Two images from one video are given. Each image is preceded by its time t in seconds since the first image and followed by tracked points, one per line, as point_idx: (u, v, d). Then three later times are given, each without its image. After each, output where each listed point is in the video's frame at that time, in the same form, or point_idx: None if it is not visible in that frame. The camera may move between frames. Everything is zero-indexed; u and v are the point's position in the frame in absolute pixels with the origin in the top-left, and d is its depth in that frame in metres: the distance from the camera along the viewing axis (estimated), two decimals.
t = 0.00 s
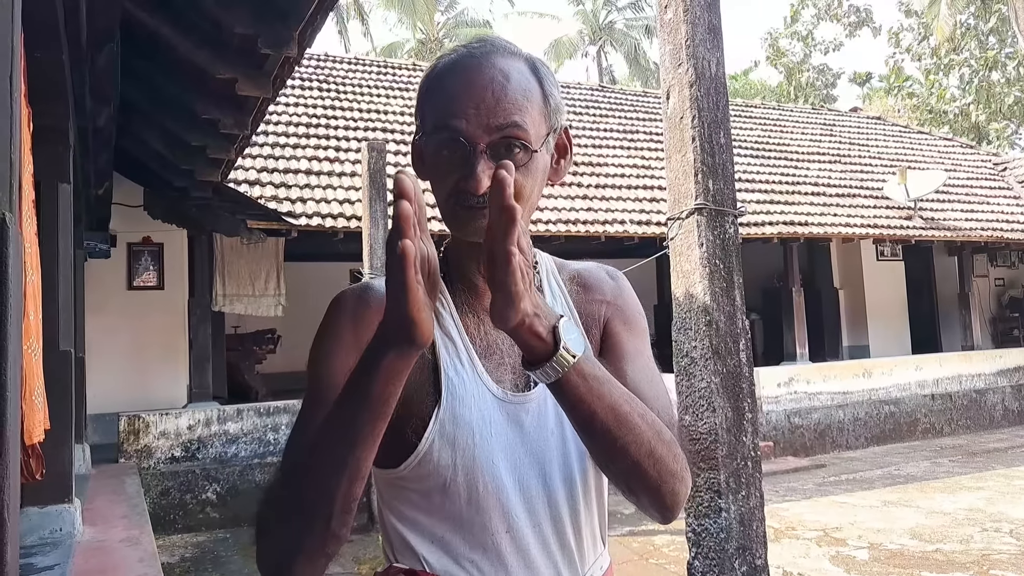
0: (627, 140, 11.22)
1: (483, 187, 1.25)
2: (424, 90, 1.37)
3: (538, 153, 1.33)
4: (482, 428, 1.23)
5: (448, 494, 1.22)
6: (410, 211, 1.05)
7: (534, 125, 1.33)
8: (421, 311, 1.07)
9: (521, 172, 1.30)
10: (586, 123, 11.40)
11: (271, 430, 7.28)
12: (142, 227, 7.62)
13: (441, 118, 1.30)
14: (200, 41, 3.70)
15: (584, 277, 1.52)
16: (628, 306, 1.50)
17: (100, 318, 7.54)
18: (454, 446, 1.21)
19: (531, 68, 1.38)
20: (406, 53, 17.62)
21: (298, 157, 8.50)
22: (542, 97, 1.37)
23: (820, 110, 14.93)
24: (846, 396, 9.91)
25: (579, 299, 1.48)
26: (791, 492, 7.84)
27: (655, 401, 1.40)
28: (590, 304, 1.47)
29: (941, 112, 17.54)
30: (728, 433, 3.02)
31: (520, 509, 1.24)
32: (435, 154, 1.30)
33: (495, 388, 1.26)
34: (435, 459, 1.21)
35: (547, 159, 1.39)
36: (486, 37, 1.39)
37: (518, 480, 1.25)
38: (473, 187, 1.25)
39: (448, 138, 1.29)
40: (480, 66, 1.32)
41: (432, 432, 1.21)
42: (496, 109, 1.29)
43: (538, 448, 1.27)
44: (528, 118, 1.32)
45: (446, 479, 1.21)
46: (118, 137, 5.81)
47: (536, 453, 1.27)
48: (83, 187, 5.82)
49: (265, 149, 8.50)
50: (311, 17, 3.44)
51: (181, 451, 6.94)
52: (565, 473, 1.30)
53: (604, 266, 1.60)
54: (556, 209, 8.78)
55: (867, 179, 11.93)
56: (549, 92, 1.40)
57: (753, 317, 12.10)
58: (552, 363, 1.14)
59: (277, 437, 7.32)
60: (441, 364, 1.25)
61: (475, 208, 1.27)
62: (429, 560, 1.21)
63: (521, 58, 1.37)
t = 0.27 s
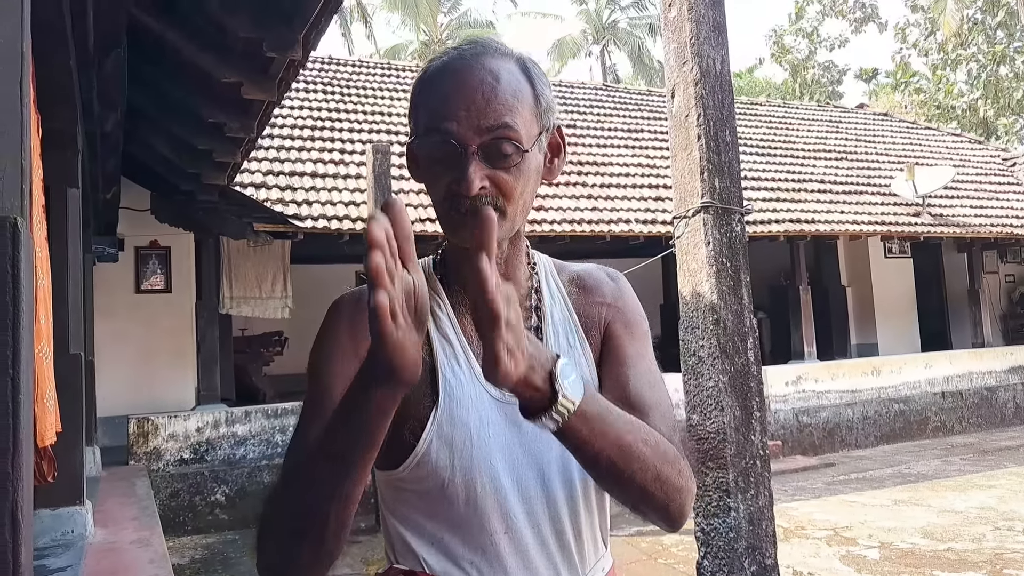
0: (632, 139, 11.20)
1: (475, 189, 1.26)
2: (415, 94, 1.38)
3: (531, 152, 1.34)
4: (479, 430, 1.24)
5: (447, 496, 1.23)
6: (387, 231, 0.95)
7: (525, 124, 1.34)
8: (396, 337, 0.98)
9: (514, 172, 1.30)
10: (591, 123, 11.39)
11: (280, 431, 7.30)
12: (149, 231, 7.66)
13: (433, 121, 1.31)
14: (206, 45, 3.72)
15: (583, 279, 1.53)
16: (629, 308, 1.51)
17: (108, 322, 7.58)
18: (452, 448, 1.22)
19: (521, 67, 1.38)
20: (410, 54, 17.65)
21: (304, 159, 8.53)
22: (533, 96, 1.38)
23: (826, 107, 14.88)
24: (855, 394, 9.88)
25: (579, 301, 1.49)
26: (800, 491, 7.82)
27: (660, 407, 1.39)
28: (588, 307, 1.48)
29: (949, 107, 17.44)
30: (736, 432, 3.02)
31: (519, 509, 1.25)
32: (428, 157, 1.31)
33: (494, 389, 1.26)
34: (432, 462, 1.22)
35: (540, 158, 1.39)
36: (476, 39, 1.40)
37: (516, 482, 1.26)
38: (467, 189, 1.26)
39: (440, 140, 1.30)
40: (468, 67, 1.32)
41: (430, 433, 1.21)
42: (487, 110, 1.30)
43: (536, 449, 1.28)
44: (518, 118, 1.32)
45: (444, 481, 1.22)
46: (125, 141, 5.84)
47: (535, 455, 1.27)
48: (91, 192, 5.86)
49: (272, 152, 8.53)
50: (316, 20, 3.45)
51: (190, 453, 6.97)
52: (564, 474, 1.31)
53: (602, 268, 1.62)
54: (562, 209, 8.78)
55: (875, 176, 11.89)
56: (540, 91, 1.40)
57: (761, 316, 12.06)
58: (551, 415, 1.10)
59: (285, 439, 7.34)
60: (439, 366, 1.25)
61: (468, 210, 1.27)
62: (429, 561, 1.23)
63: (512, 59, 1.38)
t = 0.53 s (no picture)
0: (637, 139, 11.19)
1: (465, 191, 1.29)
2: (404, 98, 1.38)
3: (520, 152, 1.35)
4: (475, 433, 1.24)
5: (443, 500, 1.23)
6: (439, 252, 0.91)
7: (514, 125, 1.35)
8: (430, 341, 0.94)
9: (504, 173, 1.32)
10: (595, 123, 11.39)
11: (286, 433, 7.31)
12: (155, 233, 7.69)
13: (420, 125, 1.32)
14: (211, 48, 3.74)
15: (581, 289, 1.57)
16: (632, 327, 1.56)
17: (115, 323, 7.61)
18: (448, 450, 1.23)
19: (508, 67, 1.39)
20: (415, 56, 17.68)
21: (309, 161, 8.55)
22: (520, 96, 1.39)
23: (831, 106, 14.84)
24: (861, 394, 9.84)
25: (576, 308, 1.52)
26: (806, 491, 7.79)
27: (674, 437, 1.50)
28: (588, 316, 1.52)
29: (954, 106, 17.38)
30: (742, 433, 3.01)
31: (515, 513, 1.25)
32: (418, 161, 1.32)
33: (488, 391, 1.28)
34: (427, 466, 1.22)
35: (530, 157, 1.41)
36: (461, 41, 1.41)
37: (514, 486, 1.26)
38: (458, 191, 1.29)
39: (429, 144, 1.31)
40: (455, 68, 1.33)
41: (425, 437, 1.22)
42: (474, 112, 1.31)
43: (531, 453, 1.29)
44: (507, 119, 1.34)
45: (440, 484, 1.22)
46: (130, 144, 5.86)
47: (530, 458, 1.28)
48: (98, 194, 5.88)
49: (277, 153, 8.55)
50: (321, 22, 3.46)
51: (196, 454, 6.97)
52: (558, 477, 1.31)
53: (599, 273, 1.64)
54: (567, 209, 8.77)
55: (880, 175, 11.85)
56: (527, 90, 1.42)
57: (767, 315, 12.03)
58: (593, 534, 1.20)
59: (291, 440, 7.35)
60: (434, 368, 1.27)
61: (460, 213, 1.31)
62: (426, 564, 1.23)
63: (499, 60, 1.39)
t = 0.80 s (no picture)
0: (640, 140, 11.18)
1: (457, 203, 1.29)
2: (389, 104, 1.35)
3: (509, 162, 1.34)
4: (472, 435, 1.25)
5: (441, 503, 1.23)
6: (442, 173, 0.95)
7: (504, 134, 1.35)
8: (435, 268, 0.97)
9: (496, 183, 1.32)
10: (598, 123, 11.39)
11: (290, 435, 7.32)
12: (159, 235, 7.70)
13: (407, 133, 1.29)
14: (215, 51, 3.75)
15: (576, 291, 1.56)
16: (630, 336, 1.58)
17: (120, 326, 7.63)
18: (446, 452, 1.23)
19: (496, 73, 1.39)
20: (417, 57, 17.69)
21: (312, 162, 8.56)
22: (510, 103, 1.39)
23: (834, 105, 14.82)
24: (866, 393, 9.82)
25: (572, 312, 1.52)
26: (811, 490, 7.77)
27: (665, 443, 1.58)
28: (583, 320, 1.52)
29: (958, 104, 17.34)
30: (747, 432, 3.00)
31: (512, 513, 1.26)
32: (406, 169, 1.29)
33: (487, 393, 1.28)
34: (426, 468, 1.22)
35: (520, 165, 1.40)
36: (449, 47, 1.39)
37: (512, 488, 1.27)
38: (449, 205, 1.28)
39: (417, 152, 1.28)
40: (444, 77, 1.32)
41: (424, 439, 1.22)
42: (464, 122, 1.30)
43: (529, 455, 1.29)
44: (498, 128, 1.33)
45: (438, 487, 1.22)
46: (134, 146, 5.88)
47: (528, 458, 1.29)
48: (102, 197, 5.90)
49: (280, 155, 8.56)
50: (323, 24, 3.46)
51: (201, 456, 6.98)
52: (553, 477, 1.31)
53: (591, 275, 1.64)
54: (571, 210, 8.77)
55: (884, 174, 11.82)
56: (517, 95, 1.41)
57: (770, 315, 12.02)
58: None
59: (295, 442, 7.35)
60: (432, 370, 1.27)
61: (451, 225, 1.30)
62: (424, 567, 1.22)
63: (486, 65, 1.38)
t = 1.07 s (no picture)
0: (643, 140, 11.17)
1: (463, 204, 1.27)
2: (395, 105, 1.34)
3: (515, 163, 1.34)
4: (475, 439, 1.24)
5: (443, 504, 1.22)
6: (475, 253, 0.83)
7: (510, 136, 1.35)
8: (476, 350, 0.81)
9: (501, 183, 1.31)
10: (602, 124, 11.39)
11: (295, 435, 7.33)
12: (163, 236, 7.71)
13: (414, 134, 1.29)
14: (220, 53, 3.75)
15: (574, 297, 1.57)
16: (625, 346, 1.59)
17: (124, 326, 7.65)
18: (448, 455, 1.22)
19: (502, 75, 1.39)
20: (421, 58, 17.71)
21: (316, 163, 8.57)
22: (515, 106, 1.39)
23: (838, 106, 14.80)
24: (870, 395, 9.80)
25: (569, 316, 1.52)
26: (815, 492, 7.75)
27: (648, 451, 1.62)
28: (581, 325, 1.52)
29: (962, 105, 17.32)
30: (751, 434, 2.99)
31: (513, 514, 1.26)
32: (412, 169, 1.28)
33: (490, 397, 1.27)
34: (427, 470, 1.21)
35: (525, 166, 1.40)
36: (454, 50, 1.40)
37: (513, 491, 1.26)
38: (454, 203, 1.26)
39: (423, 152, 1.28)
40: (450, 78, 1.32)
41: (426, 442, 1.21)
42: (469, 122, 1.30)
43: (530, 458, 1.28)
44: (504, 129, 1.33)
45: (440, 489, 1.22)
46: (139, 147, 5.89)
47: (530, 461, 1.28)
48: (106, 198, 5.91)
49: (284, 156, 8.58)
50: (327, 24, 3.46)
51: (205, 457, 6.97)
52: (553, 481, 1.31)
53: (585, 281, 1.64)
54: (575, 210, 8.77)
55: (888, 175, 11.80)
56: (523, 99, 1.42)
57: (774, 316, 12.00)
58: None
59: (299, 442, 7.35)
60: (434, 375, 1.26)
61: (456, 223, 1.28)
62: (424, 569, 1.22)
63: (493, 67, 1.38)
